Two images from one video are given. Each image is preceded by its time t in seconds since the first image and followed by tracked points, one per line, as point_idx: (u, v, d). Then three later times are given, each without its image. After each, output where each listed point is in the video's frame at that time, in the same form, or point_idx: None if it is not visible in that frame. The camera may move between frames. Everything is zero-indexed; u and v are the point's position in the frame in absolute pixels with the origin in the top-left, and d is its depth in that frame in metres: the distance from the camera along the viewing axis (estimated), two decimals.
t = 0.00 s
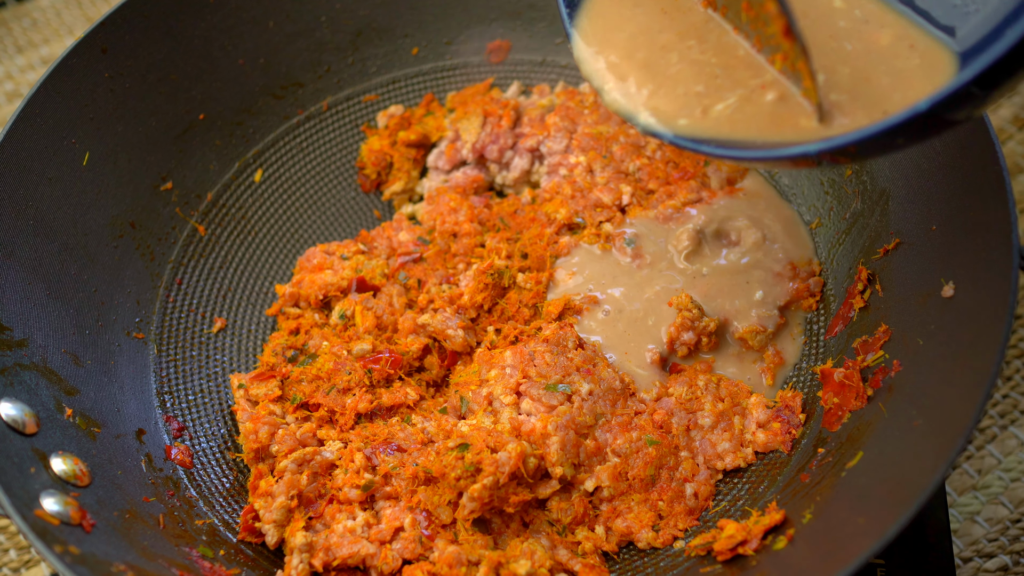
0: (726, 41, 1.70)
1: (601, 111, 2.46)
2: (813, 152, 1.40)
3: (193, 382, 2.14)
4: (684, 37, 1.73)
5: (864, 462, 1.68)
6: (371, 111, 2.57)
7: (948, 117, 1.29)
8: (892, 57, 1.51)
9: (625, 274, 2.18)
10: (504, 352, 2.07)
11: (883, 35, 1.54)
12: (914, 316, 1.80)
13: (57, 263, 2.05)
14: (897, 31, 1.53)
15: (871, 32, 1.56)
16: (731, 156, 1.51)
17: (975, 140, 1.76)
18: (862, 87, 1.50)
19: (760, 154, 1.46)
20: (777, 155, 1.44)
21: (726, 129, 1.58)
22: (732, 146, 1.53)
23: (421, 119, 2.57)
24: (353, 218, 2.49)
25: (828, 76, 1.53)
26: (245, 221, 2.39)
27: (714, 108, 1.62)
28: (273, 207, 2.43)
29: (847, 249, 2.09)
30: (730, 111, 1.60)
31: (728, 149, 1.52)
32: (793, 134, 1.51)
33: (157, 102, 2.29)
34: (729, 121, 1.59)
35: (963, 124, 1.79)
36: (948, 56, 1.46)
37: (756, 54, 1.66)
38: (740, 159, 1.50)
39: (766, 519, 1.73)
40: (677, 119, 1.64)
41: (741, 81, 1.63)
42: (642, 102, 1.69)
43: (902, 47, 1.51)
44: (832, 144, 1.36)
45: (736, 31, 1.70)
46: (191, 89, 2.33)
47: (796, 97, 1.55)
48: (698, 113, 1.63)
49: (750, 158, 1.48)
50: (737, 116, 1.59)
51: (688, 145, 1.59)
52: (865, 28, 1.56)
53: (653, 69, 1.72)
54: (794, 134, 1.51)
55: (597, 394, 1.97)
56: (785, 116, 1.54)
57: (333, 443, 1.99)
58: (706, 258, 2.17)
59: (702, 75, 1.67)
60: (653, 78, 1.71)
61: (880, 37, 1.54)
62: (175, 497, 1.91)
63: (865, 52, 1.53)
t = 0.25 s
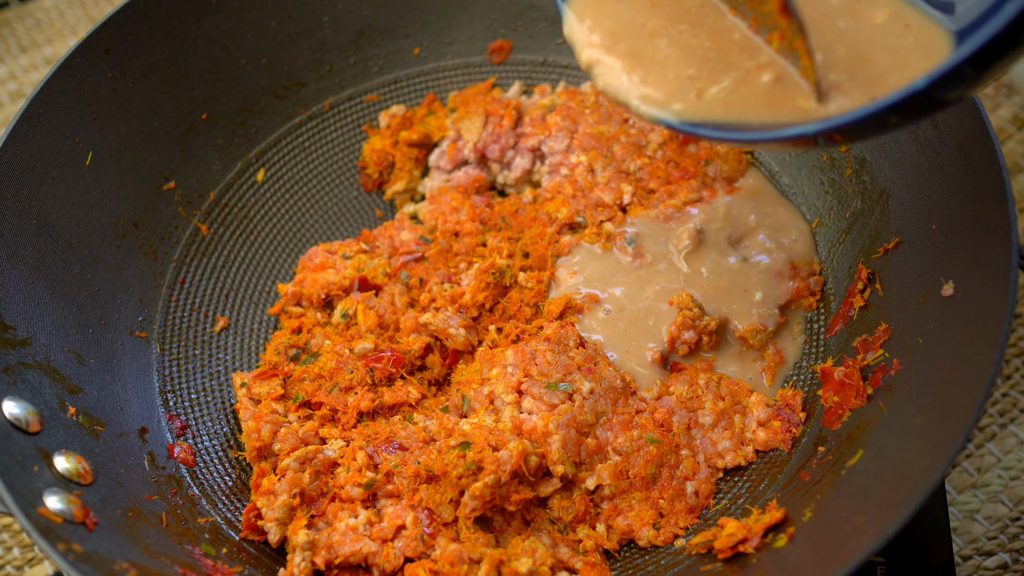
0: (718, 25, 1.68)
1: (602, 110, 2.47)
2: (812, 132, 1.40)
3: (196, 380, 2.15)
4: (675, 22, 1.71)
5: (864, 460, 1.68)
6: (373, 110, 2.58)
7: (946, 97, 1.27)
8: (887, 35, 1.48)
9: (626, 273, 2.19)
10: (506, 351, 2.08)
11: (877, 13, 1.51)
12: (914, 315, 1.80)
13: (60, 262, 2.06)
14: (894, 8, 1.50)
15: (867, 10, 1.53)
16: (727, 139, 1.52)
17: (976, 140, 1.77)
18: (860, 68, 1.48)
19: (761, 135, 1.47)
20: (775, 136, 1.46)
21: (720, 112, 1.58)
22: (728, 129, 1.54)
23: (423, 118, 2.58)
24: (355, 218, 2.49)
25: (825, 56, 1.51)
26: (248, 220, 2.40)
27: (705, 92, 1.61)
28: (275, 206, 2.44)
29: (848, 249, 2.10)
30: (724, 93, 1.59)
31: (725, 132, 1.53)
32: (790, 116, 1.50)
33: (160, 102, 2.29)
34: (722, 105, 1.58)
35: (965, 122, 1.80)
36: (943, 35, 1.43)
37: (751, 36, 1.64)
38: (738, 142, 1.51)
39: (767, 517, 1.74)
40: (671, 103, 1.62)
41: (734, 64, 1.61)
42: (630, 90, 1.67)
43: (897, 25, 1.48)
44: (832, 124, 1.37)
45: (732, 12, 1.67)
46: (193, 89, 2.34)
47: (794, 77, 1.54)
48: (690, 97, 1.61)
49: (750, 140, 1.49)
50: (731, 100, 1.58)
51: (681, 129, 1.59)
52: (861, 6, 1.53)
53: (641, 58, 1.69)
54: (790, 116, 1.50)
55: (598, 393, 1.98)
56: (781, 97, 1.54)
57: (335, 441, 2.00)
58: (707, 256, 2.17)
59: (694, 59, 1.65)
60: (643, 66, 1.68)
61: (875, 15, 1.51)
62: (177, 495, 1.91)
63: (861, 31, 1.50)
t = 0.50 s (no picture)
0: (720, 10, 1.68)
1: (604, 110, 2.48)
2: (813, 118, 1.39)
3: (199, 379, 2.16)
4: (674, 9, 1.71)
5: (864, 458, 1.69)
6: (375, 110, 2.59)
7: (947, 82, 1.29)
8: (889, 20, 1.49)
9: (626, 272, 2.20)
10: (507, 350, 2.09)
11: None
12: (914, 313, 1.81)
13: (63, 261, 2.07)
14: None
15: None
16: (728, 125, 1.52)
17: (976, 139, 1.78)
18: (864, 51, 1.48)
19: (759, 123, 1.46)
20: (775, 123, 1.45)
21: (721, 98, 1.57)
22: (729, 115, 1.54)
23: (424, 118, 2.59)
24: (357, 217, 2.50)
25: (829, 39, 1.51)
26: (250, 219, 2.41)
27: (707, 78, 1.60)
28: (277, 205, 2.44)
29: (848, 248, 2.11)
30: (725, 79, 1.59)
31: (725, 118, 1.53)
32: (793, 100, 1.50)
33: (163, 101, 2.30)
34: (724, 91, 1.58)
35: (965, 119, 1.81)
36: (946, 19, 1.45)
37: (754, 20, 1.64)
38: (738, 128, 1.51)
39: (767, 515, 1.75)
40: (670, 90, 1.62)
41: (734, 50, 1.61)
42: (632, 76, 1.68)
43: (899, 10, 1.50)
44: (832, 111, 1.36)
45: None
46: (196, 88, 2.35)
47: (796, 62, 1.54)
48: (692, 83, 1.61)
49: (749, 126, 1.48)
50: (732, 86, 1.58)
51: (682, 116, 1.59)
52: None
53: (644, 44, 1.70)
54: (793, 101, 1.51)
55: (599, 392, 1.99)
56: (783, 82, 1.53)
57: (338, 440, 2.01)
58: (707, 255, 2.18)
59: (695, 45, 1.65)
60: (643, 53, 1.69)
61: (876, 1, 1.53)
62: (180, 493, 1.92)
63: (862, 14, 1.51)
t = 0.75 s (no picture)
0: (713, 22, 1.66)
1: (605, 110, 2.49)
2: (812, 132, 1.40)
3: (201, 378, 2.16)
4: (665, 21, 1.69)
5: (864, 457, 1.70)
6: (377, 110, 2.60)
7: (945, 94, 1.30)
8: (885, 31, 1.51)
9: (627, 272, 2.21)
10: (509, 349, 2.10)
11: (874, 9, 1.54)
12: (913, 312, 1.82)
13: (66, 260, 2.07)
14: (891, 3, 1.54)
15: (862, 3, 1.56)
16: (727, 142, 1.51)
17: (976, 139, 1.79)
18: (862, 64, 1.49)
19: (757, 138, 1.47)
20: (773, 139, 1.46)
21: (717, 112, 1.56)
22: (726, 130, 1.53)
23: (426, 118, 2.60)
24: (359, 217, 2.51)
25: (827, 51, 1.52)
26: (252, 219, 2.42)
27: (700, 92, 1.59)
28: (280, 205, 2.45)
29: (848, 247, 2.12)
30: (720, 93, 1.58)
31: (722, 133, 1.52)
32: (791, 114, 1.50)
33: (166, 101, 2.31)
34: (718, 105, 1.57)
35: (964, 121, 1.82)
36: (941, 29, 1.46)
37: (750, 32, 1.63)
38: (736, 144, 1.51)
39: (768, 514, 1.75)
40: (664, 107, 1.60)
41: (727, 64, 1.60)
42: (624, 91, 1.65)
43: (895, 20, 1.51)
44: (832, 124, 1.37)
45: (729, 8, 1.66)
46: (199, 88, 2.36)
47: (793, 74, 1.54)
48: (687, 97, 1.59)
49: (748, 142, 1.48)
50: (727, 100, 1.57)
51: (678, 131, 1.58)
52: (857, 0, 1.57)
53: (636, 58, 1.67)
54: (791, 114, 1.50)
55: (600, 391, 2.00)
56: (779, 96, 1.53)
57: (340, 438, 2.01)
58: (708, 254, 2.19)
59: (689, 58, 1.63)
60: (635, 68, 1.66)
61: (873, 12, 1.54)
62: (183, 491, 1.93)
63: (857, 24, 1.53)
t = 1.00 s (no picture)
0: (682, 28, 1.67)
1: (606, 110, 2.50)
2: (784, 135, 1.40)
3: (204, 376, 2.17)
4: (633, 27, 1.70)
5: (864, 455, 1.71)
6: (379, 110, 2.60)
7: (922, 91, 1.31)
8: (856, 33, 1.51)
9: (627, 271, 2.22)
10: (510, 348, 2.11)
11: (845, 12, 1.55)
12: (913, 312, 1.83)
13: (69, 260, 2.08)
14: (862, 5, 1.54)
15: (833, 6, 1.57)
16: (698, 145, 1.51)
17: (975, 139, 1.79)
18: (834, 67, 1.49)
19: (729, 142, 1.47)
20: (742, 143, 1.46)
21: (687, 115, 1.57)
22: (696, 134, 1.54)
23: (428, 118, 2.61)
24: (361, 216, 2.52)
25: (798, 55, 1.52)
26: (255, 218, 2.42)
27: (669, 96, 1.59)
28: (282, 205, 2.46)
29: (848, 247, 2.13)
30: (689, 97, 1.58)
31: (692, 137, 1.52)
32: (762, 117, 1.50)
33: (169, 101, 2.32)
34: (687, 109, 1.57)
35: (963, 121, 1.83)
36: (911, 31, 1.47)
37: (722, 36, 1.63)
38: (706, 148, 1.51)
39: (768, 512, 1.76)
40: (634, 110, 1.60)
41: (696, 68, 1.60)
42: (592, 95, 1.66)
43: (865, 23, 1.51)
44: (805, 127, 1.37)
45: (702, 12, 1.66)
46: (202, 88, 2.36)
47: (764, 77, 1.55)
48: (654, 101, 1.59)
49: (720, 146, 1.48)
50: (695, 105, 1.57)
51: (648, 135, 1.58)
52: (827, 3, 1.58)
53: (603, 63, 1.68)
54: (763, 117, 1.50)
55: (601, 389, 2.01)
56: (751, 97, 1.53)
57: (342, 437, 2.02)
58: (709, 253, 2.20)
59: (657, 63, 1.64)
60: (603, 74, 1.67)
61: (844, 15, 1.55)
62: (186, 490, 1.94)
63: (829, 28, 1.54)
